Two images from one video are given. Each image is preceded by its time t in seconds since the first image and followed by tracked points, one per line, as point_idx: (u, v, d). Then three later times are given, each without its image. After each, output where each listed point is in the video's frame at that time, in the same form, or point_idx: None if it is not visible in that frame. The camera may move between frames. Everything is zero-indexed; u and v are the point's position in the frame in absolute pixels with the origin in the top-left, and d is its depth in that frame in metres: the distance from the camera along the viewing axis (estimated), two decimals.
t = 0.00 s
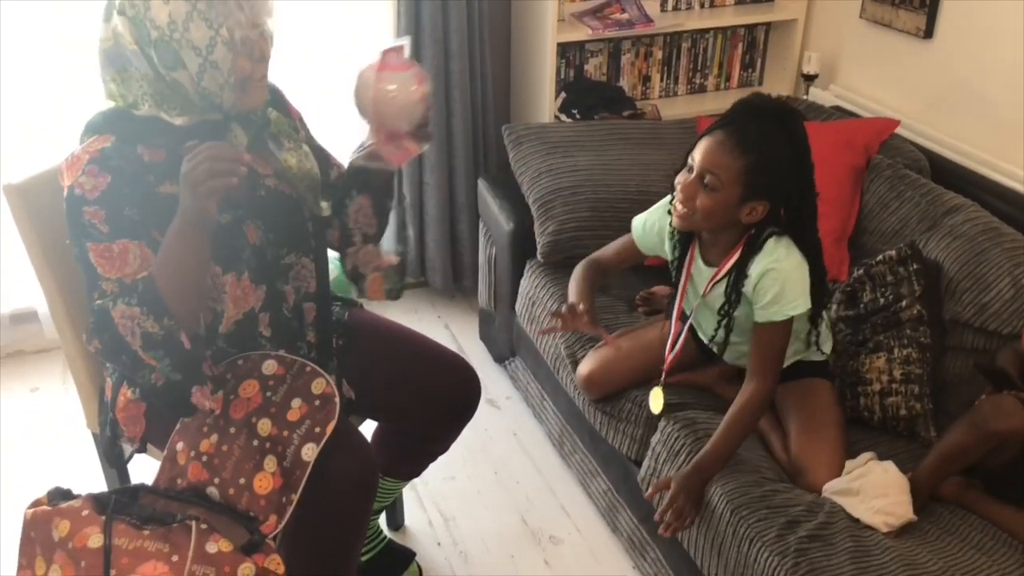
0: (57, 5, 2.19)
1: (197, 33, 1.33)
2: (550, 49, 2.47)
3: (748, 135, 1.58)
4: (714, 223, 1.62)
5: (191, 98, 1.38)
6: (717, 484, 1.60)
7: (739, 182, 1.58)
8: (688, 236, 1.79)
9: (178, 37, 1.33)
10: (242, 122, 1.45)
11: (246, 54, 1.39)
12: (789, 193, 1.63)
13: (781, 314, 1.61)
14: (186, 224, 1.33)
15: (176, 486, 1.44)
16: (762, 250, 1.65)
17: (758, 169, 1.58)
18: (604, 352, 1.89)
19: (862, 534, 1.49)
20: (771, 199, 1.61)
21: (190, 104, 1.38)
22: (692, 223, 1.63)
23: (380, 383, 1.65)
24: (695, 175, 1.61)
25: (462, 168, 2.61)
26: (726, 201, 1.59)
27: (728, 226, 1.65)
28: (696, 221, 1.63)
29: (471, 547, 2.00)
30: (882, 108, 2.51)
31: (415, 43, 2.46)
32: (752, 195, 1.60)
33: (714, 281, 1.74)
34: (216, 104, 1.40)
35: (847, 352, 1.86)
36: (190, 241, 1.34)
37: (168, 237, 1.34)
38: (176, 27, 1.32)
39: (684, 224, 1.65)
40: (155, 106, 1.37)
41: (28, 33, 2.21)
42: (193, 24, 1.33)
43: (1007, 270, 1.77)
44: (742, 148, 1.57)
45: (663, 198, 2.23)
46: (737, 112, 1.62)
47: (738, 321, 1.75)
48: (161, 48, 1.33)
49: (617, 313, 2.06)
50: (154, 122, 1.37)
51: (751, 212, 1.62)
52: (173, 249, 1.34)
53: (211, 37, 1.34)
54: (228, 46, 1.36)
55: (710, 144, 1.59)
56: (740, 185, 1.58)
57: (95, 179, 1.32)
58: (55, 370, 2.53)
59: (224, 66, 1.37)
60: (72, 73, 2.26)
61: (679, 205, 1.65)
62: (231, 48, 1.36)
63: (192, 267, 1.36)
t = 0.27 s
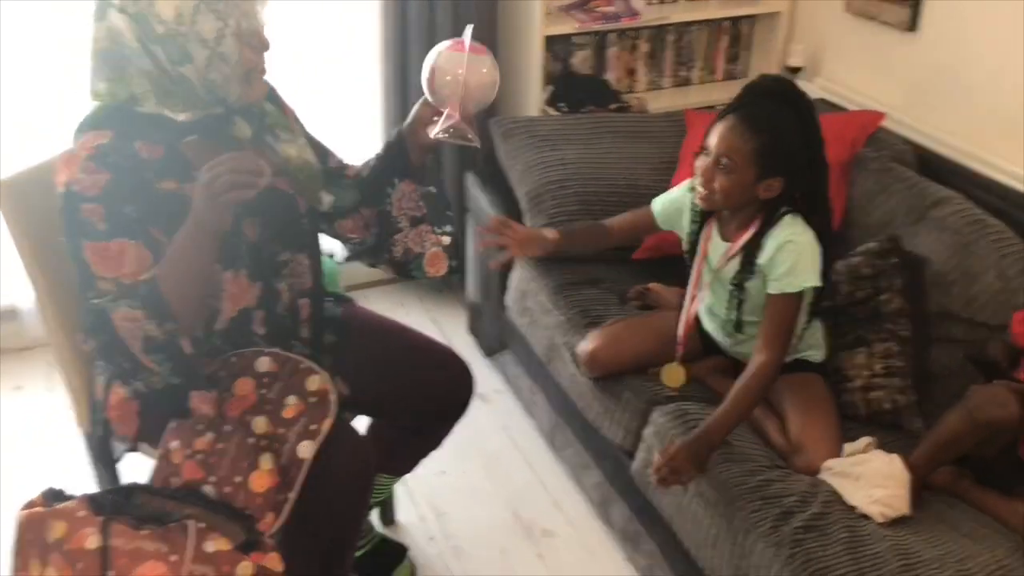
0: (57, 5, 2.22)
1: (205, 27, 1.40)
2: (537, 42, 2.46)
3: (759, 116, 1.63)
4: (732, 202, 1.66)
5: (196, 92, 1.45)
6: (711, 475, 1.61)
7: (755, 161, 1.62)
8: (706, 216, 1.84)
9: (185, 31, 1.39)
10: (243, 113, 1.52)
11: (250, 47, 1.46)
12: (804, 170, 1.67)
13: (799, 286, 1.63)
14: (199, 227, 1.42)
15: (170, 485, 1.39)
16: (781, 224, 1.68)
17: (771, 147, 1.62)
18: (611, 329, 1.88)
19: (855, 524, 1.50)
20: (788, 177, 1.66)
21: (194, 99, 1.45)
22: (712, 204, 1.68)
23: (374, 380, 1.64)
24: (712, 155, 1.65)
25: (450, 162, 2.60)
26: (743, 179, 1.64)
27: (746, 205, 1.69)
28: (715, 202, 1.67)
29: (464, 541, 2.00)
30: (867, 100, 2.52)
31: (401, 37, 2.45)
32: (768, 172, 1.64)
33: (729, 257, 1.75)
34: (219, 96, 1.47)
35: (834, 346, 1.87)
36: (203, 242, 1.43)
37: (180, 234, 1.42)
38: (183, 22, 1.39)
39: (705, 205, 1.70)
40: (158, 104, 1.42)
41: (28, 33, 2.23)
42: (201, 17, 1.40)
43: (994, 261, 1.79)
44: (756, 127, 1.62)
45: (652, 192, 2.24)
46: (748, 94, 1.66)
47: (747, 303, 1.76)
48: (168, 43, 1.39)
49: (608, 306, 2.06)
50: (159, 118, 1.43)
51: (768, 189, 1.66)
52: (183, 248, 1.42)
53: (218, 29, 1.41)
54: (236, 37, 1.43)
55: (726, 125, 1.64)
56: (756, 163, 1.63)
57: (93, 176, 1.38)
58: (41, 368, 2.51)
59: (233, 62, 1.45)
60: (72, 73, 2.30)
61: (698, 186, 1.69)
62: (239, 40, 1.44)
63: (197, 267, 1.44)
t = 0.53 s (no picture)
0: (58, 5, 2.22)
1: (222, 32, 1.35)
2: (521, 50, 2.48)
3: (763, 112, 1.67)
4: (732, 199, 1.69)
5: (206, 100, 1.39)
6: (693, 479, 1.63)
7: (756, 158, 1.66)
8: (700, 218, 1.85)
9: (199, 37, 1.34)
10: (251, 120, 1.47)
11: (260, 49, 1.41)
12: (800, 171, 1.71)
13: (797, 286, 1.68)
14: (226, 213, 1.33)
15: (158, 489, 1.41)
16: (779, 225, 1.73)
17: (773, 144, 1.66)
18: (596, 332, 1.91)
19: (835, 527, 1.53)
20: (787, 174, 1.70)
21: (205, 106, 1.39)
22: (711, 200, 1.70)
23: (360, 383, 1.66)
24: (714, 152, 1.69)
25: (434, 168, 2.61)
26: (744, 176, 1.67)
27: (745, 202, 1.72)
28: (715, 198, 1.70)
29: (448, 545, 2.01)
30: (845, 109, 2.57)
31: (387, 42, 2.46)
32: (768, 169, 1.68)
33: (725, 257, 1.78)
34: (229, 104, 1.42)
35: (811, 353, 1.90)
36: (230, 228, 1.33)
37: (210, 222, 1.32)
38: (199, 28, 1.34)
39: (705, 202, 1.72)
40: (167, 108, 1.35)
41: (28, 33, 2.22)
42: (217, 24, 1.35)
43: (969, 269, 1.82)
44: (758, 124, 1.66)
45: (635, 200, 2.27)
46: (753, 93, 1.71)
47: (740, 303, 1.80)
48: (182, 48, 1.33)
49: (592, 311, 2.08)
50: (167, 122, 1.36)
51: (767, 187, 1.69)
52: (212, 233, 1.32)
53: (234, 35, 1.36)
54: (251, 44, 1.39)
55: (728, 123, 1.68)
56: (757, 160, 1.66)
57: (99, 177, 1.30)
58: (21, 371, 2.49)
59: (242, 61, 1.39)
60: (73, 73, 2.30)
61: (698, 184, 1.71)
62: (253, 46, 1.40)
63: (218, 260, 1.34)
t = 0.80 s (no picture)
0: (57, 5, 2.26)
1: (247, 32, 1.40)
2: (519, 57, 2.52)
3: (765, 128, 1.71)
4: (728, 209, 1.73)
5: (227, 98, 1.44)
6: (687, 478, 1.66)
7: (756, 171, 1.70)
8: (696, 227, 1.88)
9: (225, 35, 1.39)
10: (268, 120, 1.52)
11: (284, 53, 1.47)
12: (798, 186, 1.75)
13: (789, 299, 1.72)
14: (235, 197, 1.35)
15: (164, 481, 1.44)
16: (773, 239, 1.76)
17: (773, 160, 1.70)
18: (593, 334, 1.94)
19: (826, 525, 1.56)
20: (784, 191, 1.74)
21: (224, 105, 1.44)
22: (708, 209, 1.74)
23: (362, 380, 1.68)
24: (716, 162, 1.73)
25: (432, 172, 2.64)
26: (743, 188, 1.71)
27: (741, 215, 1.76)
28: (713, 207, 1.73)
29: (444, 543, 2.04)
30: (837, 119, 2.61)
31: (388, 47, 2.49)
32: (767, 183, 1.72)
33: (719, 268, 1.82)
34: (247, 102, 1.47)
35: (803, 355, 1.95)
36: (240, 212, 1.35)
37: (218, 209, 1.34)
38: (225, 27, 1.38)
39: (702, 210, 1.75)
40: (188, 105, 1.39)
41: (28, 33, 2.27)
42: (243, 23, 1.40)
43: (958, 276, 1.87)
44: (760, 139, 1.70)
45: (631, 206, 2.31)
46: (756, 106, 1.74)
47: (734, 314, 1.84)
48: (207, 46, 1.38)
49: (588, 314, 2.11)
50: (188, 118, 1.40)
51: (764, 202, 1.73)
52: (222, 219, 1.34)
53: (260, 35, 1.42)
54: (275, 43, 1.44)
55: (732, 135, 1.72)
56: (757, 173, 1.70)
57: (119, 167, 1.34)
58: (20, 368, 2.51)
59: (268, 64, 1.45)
60: (72, 73, 2.34)
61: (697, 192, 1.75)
62: (276, 45, 1.45)
63: (228, 246, 1.35)
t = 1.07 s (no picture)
0: (57, 5, 2.27)
1: (259, 32, 1.47)
2: (518, 60, 2.55)
3: (764, 132, 1.74)
4: (731, 211, 1.76)
5: (237, 99, 1.49)
6: (689, 474, 1.69)
7: (757, 174, 1.73)
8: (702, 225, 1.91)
9: (238, 36, 1.45)
10: (276, 121, 1.57)
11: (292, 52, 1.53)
12: (798, 187, 1.78)
13: (792, 300, 1.75)
14: (160, 197, 1.36)
15: (171, 477, 1.47)
16: (775, 241, 1.78)
17: (773, 162, 1.73)
18: (592, 336, 1.96)
19: (824, 519, 1.59)
20: (785, 192, 1.77)
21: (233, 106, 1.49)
22: (711, 211, 1.77)
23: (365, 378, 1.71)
24: (718, 164, 1.76)
25: (431, 174, 2.67)
26: (745, 190, 1.74)
27: (744, 216, 1.79)
28: (715, 210, 1.77)
29: (445, 540, 2.06)
30: (831, 122, 2.65)
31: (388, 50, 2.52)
32: (768, 185, 1.75)
33: (723, 268, 1.84)
34: (256, 103, 1.52)
35: (800, 355, 1.98)
36: (159, 212, 1.36)
37: (140, 207, 1.35)
38: (237, 29, 1.45)
39: (706, 211, 1.79)
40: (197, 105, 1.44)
41: (28, 32, 2.28)
42: (255, 25, 1.46)
43: (951, 275, 1.90)
44: (761, 142, 1.73)
45: (629, 208, 2.34)
46: (757, 110, 1.78)
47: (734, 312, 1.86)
48: (219, 47, 1.44)
49: (586, 314, 2.14)
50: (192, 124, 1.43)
51: (766, 204, 1.76)
52: (141, 218, 1.35)
53: (271, 36, 1.48)
54: (285, 45, 1.51)
55: (734, 138, 1.75)
56: (758, 176, 1.73)
57: (105, 165, 1.37)
58: (20, 368, 2.52)
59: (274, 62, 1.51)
60: (72, 73, 2.35)
61: (700, 194, 1.78)
62: (286, 47, 1.51)
63: (146, 244, 1.36)
